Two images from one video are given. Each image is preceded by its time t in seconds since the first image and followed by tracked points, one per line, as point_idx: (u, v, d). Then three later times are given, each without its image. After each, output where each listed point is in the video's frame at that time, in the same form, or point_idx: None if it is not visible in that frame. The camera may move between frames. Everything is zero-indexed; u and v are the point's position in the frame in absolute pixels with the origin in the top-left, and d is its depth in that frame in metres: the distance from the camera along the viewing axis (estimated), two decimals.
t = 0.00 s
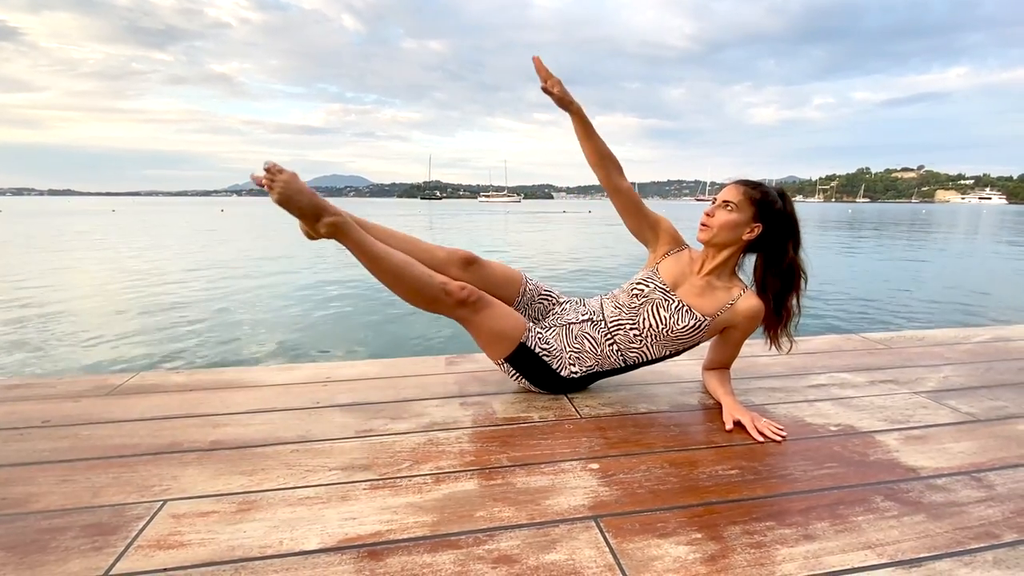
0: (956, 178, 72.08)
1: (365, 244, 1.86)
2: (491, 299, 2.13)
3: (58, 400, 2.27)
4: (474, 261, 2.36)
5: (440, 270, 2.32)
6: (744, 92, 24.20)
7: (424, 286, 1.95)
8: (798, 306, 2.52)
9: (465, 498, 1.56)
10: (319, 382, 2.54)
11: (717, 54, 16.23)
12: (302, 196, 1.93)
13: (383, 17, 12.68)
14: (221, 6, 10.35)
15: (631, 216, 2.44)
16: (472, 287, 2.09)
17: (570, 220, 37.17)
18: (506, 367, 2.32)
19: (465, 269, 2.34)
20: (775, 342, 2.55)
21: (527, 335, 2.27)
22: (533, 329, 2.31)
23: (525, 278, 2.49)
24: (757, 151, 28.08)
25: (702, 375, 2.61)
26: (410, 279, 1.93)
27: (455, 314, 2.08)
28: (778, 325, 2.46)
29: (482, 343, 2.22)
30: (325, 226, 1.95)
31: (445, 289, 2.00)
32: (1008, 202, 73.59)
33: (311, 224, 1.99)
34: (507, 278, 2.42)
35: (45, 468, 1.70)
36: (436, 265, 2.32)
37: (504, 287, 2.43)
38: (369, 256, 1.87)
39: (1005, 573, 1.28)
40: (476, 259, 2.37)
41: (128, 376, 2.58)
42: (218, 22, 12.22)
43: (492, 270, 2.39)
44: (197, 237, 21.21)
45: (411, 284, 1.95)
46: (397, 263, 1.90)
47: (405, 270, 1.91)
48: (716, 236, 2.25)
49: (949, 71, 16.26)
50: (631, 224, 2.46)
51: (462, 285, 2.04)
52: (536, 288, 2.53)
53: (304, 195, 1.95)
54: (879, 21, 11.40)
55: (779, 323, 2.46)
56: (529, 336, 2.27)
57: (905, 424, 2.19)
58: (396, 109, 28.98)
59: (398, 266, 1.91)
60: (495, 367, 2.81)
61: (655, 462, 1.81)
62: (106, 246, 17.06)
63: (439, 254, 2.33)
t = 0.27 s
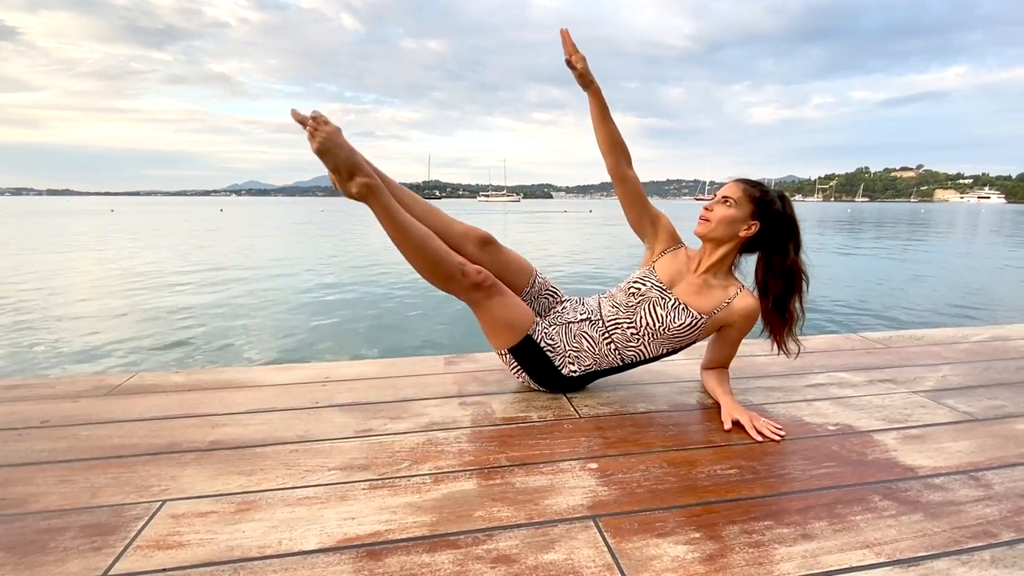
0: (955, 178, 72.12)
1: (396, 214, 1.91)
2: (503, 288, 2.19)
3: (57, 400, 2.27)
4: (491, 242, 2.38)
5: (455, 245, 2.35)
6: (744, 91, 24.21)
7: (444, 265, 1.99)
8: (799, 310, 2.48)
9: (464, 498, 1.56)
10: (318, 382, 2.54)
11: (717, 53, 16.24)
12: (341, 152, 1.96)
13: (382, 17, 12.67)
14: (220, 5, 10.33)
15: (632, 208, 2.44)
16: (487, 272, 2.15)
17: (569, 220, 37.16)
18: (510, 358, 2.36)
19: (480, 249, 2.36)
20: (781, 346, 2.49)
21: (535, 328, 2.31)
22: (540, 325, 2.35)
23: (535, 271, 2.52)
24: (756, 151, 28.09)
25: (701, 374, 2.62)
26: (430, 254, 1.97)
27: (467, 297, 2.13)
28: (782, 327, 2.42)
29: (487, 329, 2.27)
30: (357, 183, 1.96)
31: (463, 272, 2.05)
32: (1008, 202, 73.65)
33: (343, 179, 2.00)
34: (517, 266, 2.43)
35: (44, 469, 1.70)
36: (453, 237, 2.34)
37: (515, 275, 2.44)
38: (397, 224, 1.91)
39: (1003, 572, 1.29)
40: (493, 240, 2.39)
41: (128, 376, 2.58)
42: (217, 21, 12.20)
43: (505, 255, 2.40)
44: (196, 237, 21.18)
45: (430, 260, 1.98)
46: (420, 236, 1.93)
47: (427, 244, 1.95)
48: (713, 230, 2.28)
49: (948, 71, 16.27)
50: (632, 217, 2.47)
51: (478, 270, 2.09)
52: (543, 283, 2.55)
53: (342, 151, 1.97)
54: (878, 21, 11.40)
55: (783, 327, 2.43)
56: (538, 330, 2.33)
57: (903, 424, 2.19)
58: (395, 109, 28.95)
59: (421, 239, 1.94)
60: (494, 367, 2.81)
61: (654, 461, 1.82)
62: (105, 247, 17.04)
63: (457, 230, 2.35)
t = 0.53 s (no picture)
0: (955, 177, 72.17)
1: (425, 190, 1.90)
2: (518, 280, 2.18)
3: (56, 399, 2.27)
4: (512, 230, 2.39)
5: (479, 226, 2.36)
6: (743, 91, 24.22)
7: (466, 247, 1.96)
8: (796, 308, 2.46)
9: (463, 496, 1.56)
10: (318, 381, 2.54)
11: (716, 53, 16.24)
12: (381, 118, 1.96)
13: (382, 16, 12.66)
14: (219, 5, 10.31)
15: (628, 205, 2.47)
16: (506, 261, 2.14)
17: (569, 220, 37.18)
18: (513, 351, 2.34)
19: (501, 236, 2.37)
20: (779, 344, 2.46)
21: (544, 324, 2.30)
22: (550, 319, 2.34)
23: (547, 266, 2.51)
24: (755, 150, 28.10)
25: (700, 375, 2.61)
26: (451, 236, 1.92)
27: (483, 284, 2.11)
28: (780, 325, 2.39)
29: (496, 321, 2.26)
30: (390, 153, 1.94)
31: (483, 258, 2.02)
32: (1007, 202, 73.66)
33: (375, 147, 1.97)
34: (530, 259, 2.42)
35: (43, 468, 1.70)
36: (478, 219, 2.37)
37: (529, 266, 2.43)
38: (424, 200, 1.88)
39: (1002, 572, 1.29)
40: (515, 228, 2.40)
41: (127, 375, 2.58)
42: (217, 21, 12.18)
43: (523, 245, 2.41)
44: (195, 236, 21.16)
45: (451, 242, 1.94)
46: (443, 216, 1.89)
47: (450, 227, 1.90)
48: (710, 224, 2.28)
49: (947, 70, 16.27)
50: (628, 216, 2.49)
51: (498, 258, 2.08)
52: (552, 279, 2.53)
53: (382, 117, 1.97)
54: (878, 20, 11.40)
55: (780, 324, 2.39)
56: (545, 327, 2.30)
57: (904, 423, 2.19)
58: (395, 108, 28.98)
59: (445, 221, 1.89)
60: (495, 366, 2.82)
61: (654, 460, 1.82)
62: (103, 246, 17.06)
63: (482, 211, 2.37)
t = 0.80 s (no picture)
0: (955, 178, 72.18)
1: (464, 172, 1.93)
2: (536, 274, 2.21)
3: (56, 400, 2.27)
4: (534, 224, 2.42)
5: (503, 215, 2.38)
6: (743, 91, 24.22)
7: (493, 235, 1.99)
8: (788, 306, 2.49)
9: (463, 497, 1.56)
10: (317, 382, 2.54)
11: (716, 53, 16.24)
12: (430, 92, 1.98)
13: (382, 17, 12.66)
14: (219, 5, 10.32)
15: (625, 206, 2.47)
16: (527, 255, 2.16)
17: (569, 220, 37.16)
18: (521, 345, 2.32)
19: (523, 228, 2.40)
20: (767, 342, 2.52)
21: (555, 321, 2.30)
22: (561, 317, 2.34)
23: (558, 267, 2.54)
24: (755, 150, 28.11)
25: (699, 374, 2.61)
26: (481, 221, 1.94)
27: (501, 274, 2.12)
28: (770, 324, 2.44)
29: (507, 313, 2.27)
30: (434, 127, 1.96)
31: (507, 248, 2.05)
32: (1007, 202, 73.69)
33: (419, 120, 1.99)
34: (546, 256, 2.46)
35: (42, 469, 1.70)
36: (504, 208, 2.38)
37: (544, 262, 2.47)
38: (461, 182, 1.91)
39: (1002, 572, 1.28)
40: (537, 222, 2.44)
41: (126, 376, 2.58)
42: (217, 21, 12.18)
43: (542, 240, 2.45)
44: (195, 237, 21.15)
45: (479, 227, 1.96)
46: (477, 200, 1.92)
47: (481, 212, 1.94)
48: (709, 224, 2.28)
49: (947, 70, 16.28)
50: (626, 216, 2.49)
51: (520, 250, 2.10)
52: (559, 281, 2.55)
53: (431, 92, 1.98)
54: (878, 20, 11.41)
55: (769, 324, 2.45)
56: (557, 325, 2.31)
57: (904, 423, 2.19)
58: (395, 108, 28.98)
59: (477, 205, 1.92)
60: (495, 367, 2.81)
61: (654, 461, 1.81)
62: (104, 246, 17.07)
63: (509, 201, 2.40)
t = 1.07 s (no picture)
0: (955, 178, 72.20)
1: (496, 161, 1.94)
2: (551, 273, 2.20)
3: (56, 399, 2.27)
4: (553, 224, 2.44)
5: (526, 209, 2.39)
6: (743, 91, 24.22)
7: (516, 228, 1.99)
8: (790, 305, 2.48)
9: (462, 497, 1.56)
10: (317, 382, 2.54)
11: (716, 53, 16.25)
12: (473, 76, 1.99)
13: (382, 17, 12.66)
14: (219, 5, 10.32)
15: (621, 208, 2.47)
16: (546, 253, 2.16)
17: (569, 220, 37.17)
18: (527, 340, 2.30)
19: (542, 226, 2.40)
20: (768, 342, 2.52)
21: (564, 319, 2.29)
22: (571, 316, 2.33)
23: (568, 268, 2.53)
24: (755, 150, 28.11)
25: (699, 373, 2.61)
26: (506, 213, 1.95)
27: (517, 269, 2.11)
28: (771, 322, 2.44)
29: (517, 309, 2.24)
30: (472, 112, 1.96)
31: (527, 243, 2.04)
32: (1007, 202, 73.72)
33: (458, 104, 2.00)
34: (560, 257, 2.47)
35: (42, 468, 1.70)
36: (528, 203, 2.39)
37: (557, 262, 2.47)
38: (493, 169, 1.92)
39: (1003, 572, 1.28)
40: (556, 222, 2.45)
41: (126, 376, 2.58)
42: (217, 21, 12.19)
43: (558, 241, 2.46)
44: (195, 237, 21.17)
45: (502, 219, 1.96)
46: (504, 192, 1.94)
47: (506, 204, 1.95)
48: (708, 223, 2.28)
49: (947, 70, 16.28)
50: (625, 219, 2.48)
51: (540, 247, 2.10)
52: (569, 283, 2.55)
53: (474, 76, 2.00)
54: (878, 20, 11.41)
55: (771, 323, 2.45)
56: (566, 322, 2.29)
57: (904, 423, 2.19)
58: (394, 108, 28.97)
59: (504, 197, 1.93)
60: (495, 367, 2.81)
61: (653, 461, 1.82)
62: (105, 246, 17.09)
63: (533, 197, 2.41)
